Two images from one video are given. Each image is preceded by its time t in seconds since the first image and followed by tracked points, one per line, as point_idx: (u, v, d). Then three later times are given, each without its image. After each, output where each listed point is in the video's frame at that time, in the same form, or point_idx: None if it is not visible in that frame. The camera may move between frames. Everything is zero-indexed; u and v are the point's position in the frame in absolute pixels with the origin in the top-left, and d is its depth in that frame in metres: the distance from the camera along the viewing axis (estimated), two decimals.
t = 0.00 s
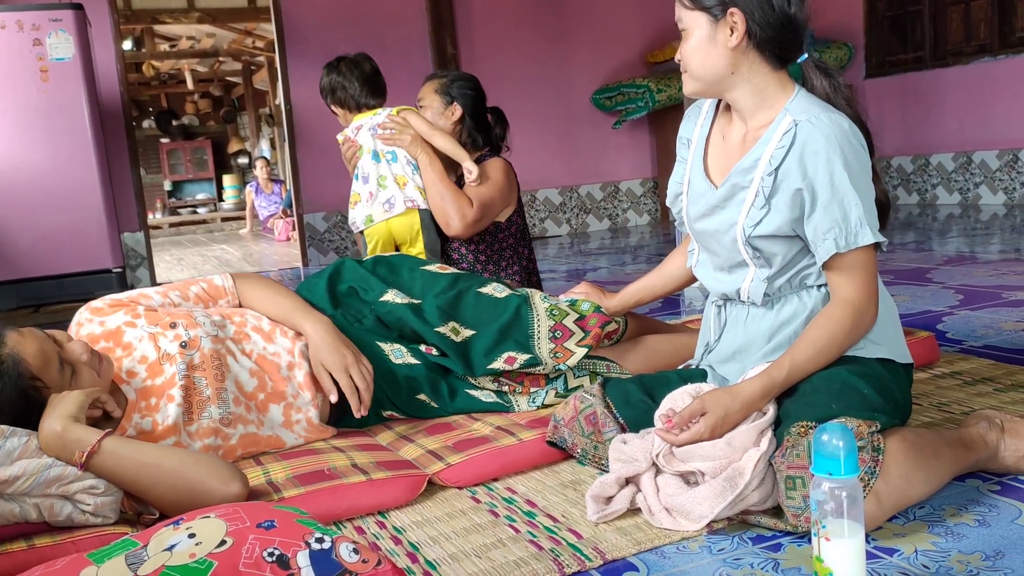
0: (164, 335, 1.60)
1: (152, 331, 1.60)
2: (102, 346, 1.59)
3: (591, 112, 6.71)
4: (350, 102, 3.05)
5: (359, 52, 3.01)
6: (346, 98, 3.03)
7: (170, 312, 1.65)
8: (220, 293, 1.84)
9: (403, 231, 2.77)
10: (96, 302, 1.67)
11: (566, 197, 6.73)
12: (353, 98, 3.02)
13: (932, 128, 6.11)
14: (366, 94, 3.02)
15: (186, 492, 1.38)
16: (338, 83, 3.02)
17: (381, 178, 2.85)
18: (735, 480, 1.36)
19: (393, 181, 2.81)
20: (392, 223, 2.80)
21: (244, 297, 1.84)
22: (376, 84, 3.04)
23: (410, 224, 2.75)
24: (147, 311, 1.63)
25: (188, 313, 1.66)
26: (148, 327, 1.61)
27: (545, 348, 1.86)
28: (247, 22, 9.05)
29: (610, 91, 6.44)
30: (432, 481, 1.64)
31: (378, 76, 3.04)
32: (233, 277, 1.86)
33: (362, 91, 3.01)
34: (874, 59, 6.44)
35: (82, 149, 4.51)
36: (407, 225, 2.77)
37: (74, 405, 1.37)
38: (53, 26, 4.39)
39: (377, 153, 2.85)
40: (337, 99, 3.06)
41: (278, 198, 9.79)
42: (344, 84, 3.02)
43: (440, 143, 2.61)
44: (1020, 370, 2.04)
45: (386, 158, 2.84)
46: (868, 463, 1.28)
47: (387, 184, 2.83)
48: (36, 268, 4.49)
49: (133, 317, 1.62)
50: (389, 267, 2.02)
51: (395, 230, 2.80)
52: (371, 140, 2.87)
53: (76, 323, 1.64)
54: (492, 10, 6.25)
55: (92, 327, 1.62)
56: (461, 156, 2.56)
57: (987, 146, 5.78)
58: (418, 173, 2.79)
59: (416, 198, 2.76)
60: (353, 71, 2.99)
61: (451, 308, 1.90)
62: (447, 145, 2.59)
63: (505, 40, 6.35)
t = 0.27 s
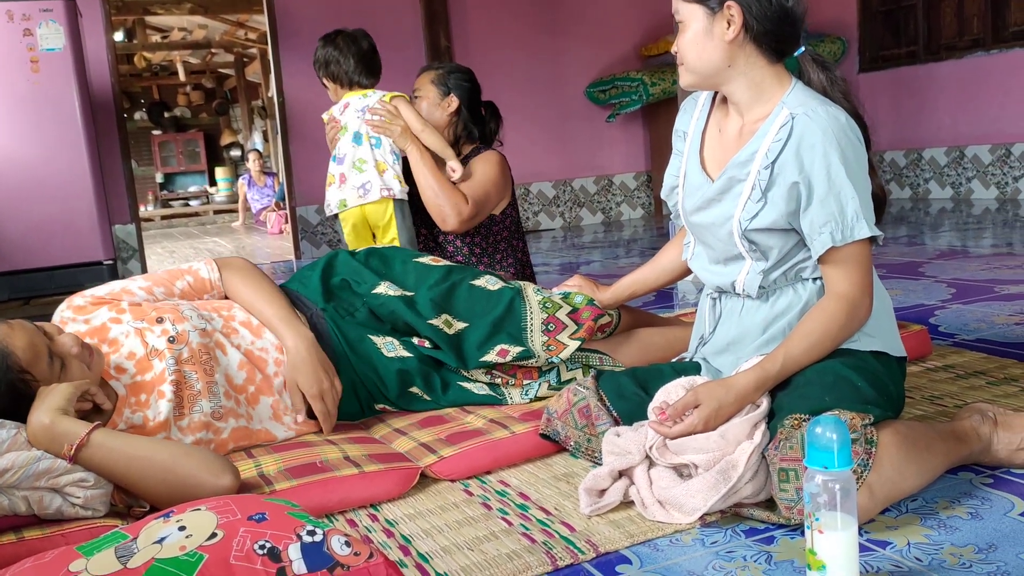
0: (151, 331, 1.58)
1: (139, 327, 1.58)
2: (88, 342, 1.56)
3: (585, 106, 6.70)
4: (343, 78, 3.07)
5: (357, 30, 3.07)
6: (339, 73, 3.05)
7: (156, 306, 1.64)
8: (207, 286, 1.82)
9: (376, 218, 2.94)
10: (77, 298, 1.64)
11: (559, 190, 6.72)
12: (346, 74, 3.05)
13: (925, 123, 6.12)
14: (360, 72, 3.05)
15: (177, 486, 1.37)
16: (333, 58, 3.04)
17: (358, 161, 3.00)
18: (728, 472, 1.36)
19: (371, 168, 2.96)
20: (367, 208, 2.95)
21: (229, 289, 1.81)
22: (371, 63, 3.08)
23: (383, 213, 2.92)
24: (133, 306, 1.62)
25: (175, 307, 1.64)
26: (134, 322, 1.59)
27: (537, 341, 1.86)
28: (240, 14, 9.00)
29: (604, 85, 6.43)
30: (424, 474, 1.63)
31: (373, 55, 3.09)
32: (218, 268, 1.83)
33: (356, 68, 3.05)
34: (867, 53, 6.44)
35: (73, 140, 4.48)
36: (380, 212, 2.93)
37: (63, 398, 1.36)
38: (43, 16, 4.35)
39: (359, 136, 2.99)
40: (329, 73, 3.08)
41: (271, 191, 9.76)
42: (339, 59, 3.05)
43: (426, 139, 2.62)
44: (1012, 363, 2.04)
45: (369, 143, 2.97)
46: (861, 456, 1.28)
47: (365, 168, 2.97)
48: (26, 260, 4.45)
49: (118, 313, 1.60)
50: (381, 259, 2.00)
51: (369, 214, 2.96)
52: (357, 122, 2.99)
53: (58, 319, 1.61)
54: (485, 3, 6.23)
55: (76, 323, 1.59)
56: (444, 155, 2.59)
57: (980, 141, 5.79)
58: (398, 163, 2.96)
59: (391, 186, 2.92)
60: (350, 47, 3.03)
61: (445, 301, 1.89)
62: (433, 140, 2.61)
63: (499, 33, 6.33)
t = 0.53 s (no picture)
0: (148, 324, 1.57)
1: (136, 320, 1.57)
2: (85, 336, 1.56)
3: (582, 101, 6.70)
4: (333, 60, 3.03)
5: (353, 12, 3.01)
6: (329, 56, 3.01)
7: (153, 299, 1.63)
8: (204, 280, 1.82)
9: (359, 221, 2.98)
10: (74, 291, 1.63)
11: (556, 186, 6.72)
12: (336, 57, 3.01)
13: (922, 120, 6.13)
14: (350, 55, 3.00)
15: (174, 481, 1.37)
16: (325, 40, 2.99)
17: (341, 160, 3.00)
18: (727, 467, 1.36)
19: (354, 167, 2.96)
20: (347, 210, 3.00)
21: (226, 284, 1.80)
22: (364, 47, 3.03)
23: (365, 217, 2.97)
24: (129, 299, 1.61)
25: (172, 301, 1.63)
26: (130, 315, 1.58)
27: (535, 336, 1.86)
28: (236, 9, 8.97)
29: (600, 81, 6.43)
30: (422, 469, 1.63)
31: (367, 40, 3.03)
32: (216, 263, 1.83)
33: (347, 52, 3.00)
34: (864, 50, 6.44)
35: (69, 134, 4.46)
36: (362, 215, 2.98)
37: (59, 392, 1.35)
38: (39, 10, 4.34)
39: (342, 133, 2.99)
40: (320, 54, 3.03)
41: (267, 186, 9.74)
42: (331, 41, 2.99)
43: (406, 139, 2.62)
44: (1010, 359, 2.05)
45: (353, 142, 2.97)
46: (859, 450, 1.28)
47: (347, 168, 2.97)
48: (21, 255, 4.44)
49: (114, 307, 1.59)
50: (378, 254, 1.99)
51: (350, 214, 3.01)
52: (341, 117, 2.99)
53: (55, 312, 1.60)
54: None
55: (72, 315, 1.58)
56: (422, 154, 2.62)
57: (977, 137, 5.79)
58: (381, 164, 2.93)
59: (371, 188, 2.93)
60: (342, 30, 2.97)
61: (442, 296, 1.89)
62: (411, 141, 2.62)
63: (496, 28, 6.32)
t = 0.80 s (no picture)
0: (146, 324, 1.57)
1: (134, 320, 1.57)
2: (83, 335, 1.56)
3: (581, 101, 6.70)
4: (325, 56, 3.04)
5: (341, 7, 3.01)
6: (320, 52, 3.02)
7: (151, 299, 1.63)
8: (202, 280, 1.82)
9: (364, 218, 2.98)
10: (72, 291, 1.63)
11: (554, 186, 6.72)
12: (328, 53, 3.01)
13: (920, 120, 6.13)
14: (342, 51, 3.01)
15: (172, 480, 1.37)
16: (315, 36, 3.00)
17: (344, 157, 2.99)
18: (724, 467, 1.36)
19: (358, 164, 2.95)
20: (353, 207, 2.98)
21: (224, 284, 1.80)
22: (354, 41, 3.03)
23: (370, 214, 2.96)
24: (127, 299, 1.61)
25: (170, 300, 1.63)
26: (128, 315, 1.58)
27: (533, 336, 1.86)
28: (234, 8, 8.97)
29: (599, 81, 6.43)
30: (420, 469, 1.63)
31: (356, 34, 3.03)
32: (215, 263, 1.83)
33: (339, 47, 3.01)
34: (863, 50, 6.45)
35: (68, 134, 4.46)
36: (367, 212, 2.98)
37: (57, 391, 1.35)
38: (38, 9, 4.34)
39: (343, 132, 2.98)
40: (311, 51, 3.03)
41: (265, 185, 9.74)
42: (321, 36, 3.00)
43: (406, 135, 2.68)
44: (1007, 359, 2.05)
45: (355, 139, 2.96)
46: (857, 450, 1.28)
47: (351, 165, 2.96)
48: (19, 254, 4.43)
49: (112, 306, 1.59)
50: (376, 253, 2.00)
51: (355, 212, 3.00)
52: (340, 115, 2.98)
53: (53, 311, 1.60)
54: None
55: (71, 316, 1.58)
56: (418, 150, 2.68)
57: (975, 138, 5.80)
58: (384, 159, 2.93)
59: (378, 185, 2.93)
60: (333, 25, 2.98)
61: (440, 296, 1.89)
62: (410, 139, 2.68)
63: (495, 28, 6.32)
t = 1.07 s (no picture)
0: (147, 325, 1.58)
1: (135, 321, 1.58)
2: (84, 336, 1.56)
3: (582, 102, 6.70)
4: (322, 59, 3.04)
5: (334, 8, 3.01)
6: (318, 55, 3.02)
7: (152, 300, 1.63)
8: (203, 281, 1.82)
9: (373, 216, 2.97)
10: (73, 292, 1.63)
11: (555, 187, 6.72)
12: (325, 55, 3.01)
13: (921, 121, 6.13)
14: (339, 52, 3.01)
15: (173, 481, 1.37)
16: (312, 39, 3.00)
17: (352, 159, 2.98)
18: (724, 469, 1.36)
19: (366, 163, 2.93)
20: (363, 207, 2.97)
21: (225, 285, 1.81)
22: (350, 42, 3.04)
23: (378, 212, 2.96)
24: (128, 300, 1.61)
25: (171, 302, 1.63)
26: (130, 317, 1.58)
27: (534, 337, 1.86)
28: (235, 9, 8.97)
29: (599, 81, 6.44)
30: (420, 470, 1.63)
31: (351, 35, 3.04)
32: (216, 263, 1.83)
33: (335, 49, 3.01)
34: (863, 51, 6.45)
35: (68, 134, 4.46)
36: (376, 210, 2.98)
37: (58, 393, 1.35)
38: (39, 10, 4.35)
39: (349, 133, 2.97)
40: (308, 54, 3.04)
41: (266, 186, 9.74)
42: (317, 40, 3.01)
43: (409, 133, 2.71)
44: (1007, 360, 2.05)
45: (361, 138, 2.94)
46: (857, 451, 1.28)
47: (359, 166, 2.95)
48: (20, 255, 4.43)
49: (113, 308, 1.59)
50: (377, 254, 2.00)
51: (364, 212, 2.99)
52: (345, 116, 2.97)
53: (54, 312, 1.61)
54: None
55: (71, 317, 1.59)
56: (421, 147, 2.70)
57: (976, 139, 5.80)
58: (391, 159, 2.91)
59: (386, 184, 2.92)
60: (328, 27, 2.98)
61: (440, 298, 1.89)
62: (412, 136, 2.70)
63: (495, 29, 6.32)
